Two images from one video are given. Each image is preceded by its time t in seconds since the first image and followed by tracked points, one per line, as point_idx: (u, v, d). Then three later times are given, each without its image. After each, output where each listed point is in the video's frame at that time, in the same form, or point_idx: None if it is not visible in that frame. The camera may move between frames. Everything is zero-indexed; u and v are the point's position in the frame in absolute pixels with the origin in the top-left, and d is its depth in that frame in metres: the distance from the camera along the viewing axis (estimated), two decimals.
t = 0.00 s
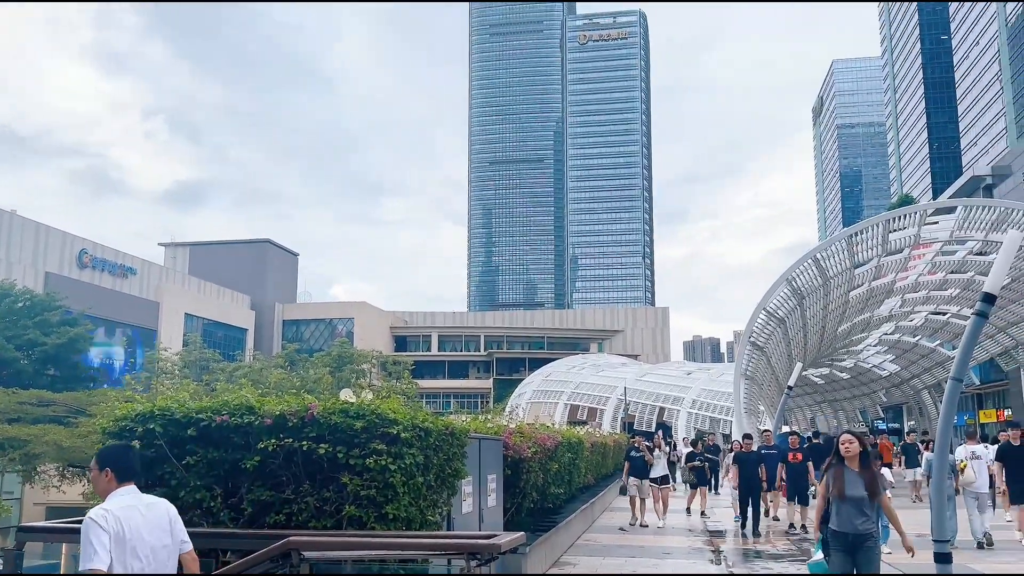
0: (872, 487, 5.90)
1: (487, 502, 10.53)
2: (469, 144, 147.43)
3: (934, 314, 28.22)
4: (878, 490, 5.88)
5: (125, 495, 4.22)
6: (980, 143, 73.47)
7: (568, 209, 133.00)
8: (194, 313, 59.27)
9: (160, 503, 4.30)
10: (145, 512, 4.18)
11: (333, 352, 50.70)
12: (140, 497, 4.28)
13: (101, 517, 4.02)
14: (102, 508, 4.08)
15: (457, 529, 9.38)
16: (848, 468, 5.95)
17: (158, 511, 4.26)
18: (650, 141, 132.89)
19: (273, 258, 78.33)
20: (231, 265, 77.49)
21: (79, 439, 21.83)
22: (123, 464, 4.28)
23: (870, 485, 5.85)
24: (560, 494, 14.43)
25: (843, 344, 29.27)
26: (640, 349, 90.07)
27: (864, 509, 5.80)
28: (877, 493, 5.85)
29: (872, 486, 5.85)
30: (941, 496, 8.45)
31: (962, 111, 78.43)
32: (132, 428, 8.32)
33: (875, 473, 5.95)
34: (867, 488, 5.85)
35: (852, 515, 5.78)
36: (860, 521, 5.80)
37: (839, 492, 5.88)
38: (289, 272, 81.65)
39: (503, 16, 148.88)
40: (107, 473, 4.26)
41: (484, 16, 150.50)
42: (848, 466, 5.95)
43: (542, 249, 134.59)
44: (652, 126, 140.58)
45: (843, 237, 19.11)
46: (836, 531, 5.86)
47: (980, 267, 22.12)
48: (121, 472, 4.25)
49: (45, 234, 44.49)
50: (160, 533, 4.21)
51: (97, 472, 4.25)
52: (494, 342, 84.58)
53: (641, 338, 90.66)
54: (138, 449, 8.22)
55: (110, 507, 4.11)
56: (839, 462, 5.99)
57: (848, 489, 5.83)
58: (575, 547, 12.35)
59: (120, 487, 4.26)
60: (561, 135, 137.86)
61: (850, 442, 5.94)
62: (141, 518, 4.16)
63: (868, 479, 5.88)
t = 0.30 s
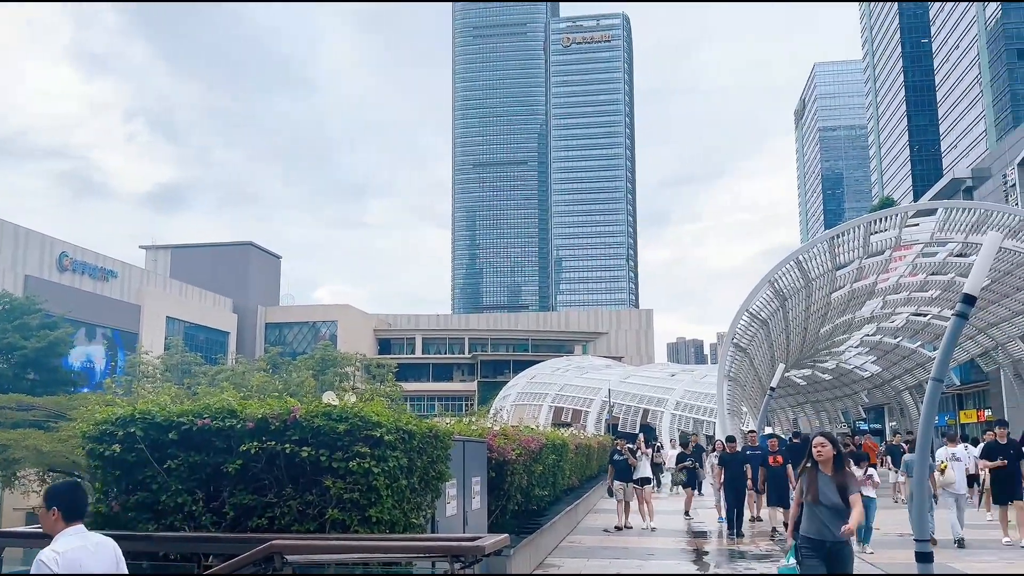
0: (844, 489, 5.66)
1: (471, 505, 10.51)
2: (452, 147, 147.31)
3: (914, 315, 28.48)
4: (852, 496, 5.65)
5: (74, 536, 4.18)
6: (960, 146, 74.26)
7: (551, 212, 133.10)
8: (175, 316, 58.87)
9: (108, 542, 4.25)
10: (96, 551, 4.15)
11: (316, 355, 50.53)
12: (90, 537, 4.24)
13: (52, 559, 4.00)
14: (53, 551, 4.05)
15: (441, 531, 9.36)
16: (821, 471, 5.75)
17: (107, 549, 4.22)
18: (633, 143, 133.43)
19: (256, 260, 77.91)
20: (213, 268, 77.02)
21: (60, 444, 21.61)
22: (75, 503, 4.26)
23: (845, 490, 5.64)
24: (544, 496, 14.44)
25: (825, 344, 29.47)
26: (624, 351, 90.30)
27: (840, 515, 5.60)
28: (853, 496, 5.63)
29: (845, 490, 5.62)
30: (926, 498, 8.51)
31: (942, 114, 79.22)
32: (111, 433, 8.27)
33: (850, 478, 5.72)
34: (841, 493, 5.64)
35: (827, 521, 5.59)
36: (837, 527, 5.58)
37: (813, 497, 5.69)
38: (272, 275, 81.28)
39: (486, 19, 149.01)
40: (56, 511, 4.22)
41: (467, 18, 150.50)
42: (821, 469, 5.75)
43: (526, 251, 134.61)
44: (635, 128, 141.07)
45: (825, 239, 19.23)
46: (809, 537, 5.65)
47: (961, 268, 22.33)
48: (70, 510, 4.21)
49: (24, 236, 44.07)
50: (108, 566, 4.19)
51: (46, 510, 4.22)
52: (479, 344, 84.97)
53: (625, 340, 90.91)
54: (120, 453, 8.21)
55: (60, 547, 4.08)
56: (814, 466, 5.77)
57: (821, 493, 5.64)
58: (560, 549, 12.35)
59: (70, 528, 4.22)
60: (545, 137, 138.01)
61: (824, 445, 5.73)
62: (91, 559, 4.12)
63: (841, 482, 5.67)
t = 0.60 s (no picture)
0: (819, 488, 5.61)
1: (460, 501, 10.52)
2: (439, 144, 146.98)
3: (900, 309, 28.66)
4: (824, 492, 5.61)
5: (15, 547, 4.21)
6: (945, 141, 74.83)
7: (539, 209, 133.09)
8: (161, 315, 58.49)
9: (52, 553, 4.24)
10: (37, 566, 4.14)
11: (303, 354, 50.36)
12: (30, 550, 4.24)
13: None
14: None
15: (430, 528, 9.37)
16: (795, 465, 5.66)
17: (50, 561, 4.20)
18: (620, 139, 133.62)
19: (242, 259, 77.53)
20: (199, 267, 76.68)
21: (46, 444, 21.39)
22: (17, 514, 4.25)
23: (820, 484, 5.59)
24: (532, 492, 14.46)
25: (811, 339, 29.61)
26: (611, 348, 90.45)
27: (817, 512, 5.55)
28: (826, 491, 5.59)
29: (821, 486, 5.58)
30: (911, 493, 8.51)
31: (927, 109, 79.78)
32: (97, 432, 8.22)
33: (824, 473, 5.65)
34: (816, 489, 5.58)
35: (800, 516, 5.53)
36: (810, 523, 5.53)
37: (785, 491, 5.62)
38: (258, 273, 80.98)
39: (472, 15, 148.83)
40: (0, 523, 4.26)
41: (453, 15, 150.26)
42: (795, 463, 5.66)
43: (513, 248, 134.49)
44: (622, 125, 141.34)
45: (811, 234, 19.30)
46: (780, 534, 5.59)
47: (946, 262, 22.50)
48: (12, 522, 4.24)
49: (8, 236, 43.69)
50: None
51: None
52: (467, 341, 84.74)
53: (613, 336, 91.06)
54: (105, 452, 8.15)
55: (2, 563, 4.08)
56: (786, 459, 5.70)
57: (793, 488, 5.57)
58: (548, 545, 12.39)
59: (12, 539, 4.26)
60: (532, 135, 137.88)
61: (798, 437, 5.64)
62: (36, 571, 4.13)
63: (817, 479, 5.61)
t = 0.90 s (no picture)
0: (788, 484, 5.57)
1: (442, 494, 10.53)
2: (423, 136, 146.42)
3: (879, 304, 28.93)
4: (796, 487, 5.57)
5: None
6: (925, 137, 75.52)
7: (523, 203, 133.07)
8: (141, 307, 58.01)
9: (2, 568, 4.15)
10: None
11: (285, 346, 50.17)
12: None
13: None
14: None
15: (412, 520, 9.38)
16: (763, 461, 5.65)
17: None
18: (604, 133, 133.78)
19: (223, 251, 77.16)
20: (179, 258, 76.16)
21: (24, 436, 21.18)
22: None
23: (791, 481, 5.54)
24: (514, 485, 14.51)
25: (792, 333, 29.83)
26: (594, 341, 90.69)
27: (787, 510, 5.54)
28: (796, 491, 5.55)
29: (788, 484, 5.55)
30: (888, 485, 8.60)
31: (908, 105, 80.40)
32: (75, 423, 8.14)
33: (794, 472, 5.61)
34: (782, 485, 5.56)
35: (765, 514, 5.51)
36: (780, 518, 5.52)
37: (752, 487, 5.59)
38: (239, 265, 80.50)
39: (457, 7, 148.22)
40: None
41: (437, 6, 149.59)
42: (763, 460, 5.65)
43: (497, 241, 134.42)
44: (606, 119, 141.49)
45: (793, 229, 19.44)
46: (748, 533, 5.57)
47: (925, 258, 22.74)
48: None
49: None
50: None
51: None
52: (450, 335, 84.64)
53: (596, 330, 91.31)
54: (82, 444, 8.07)
55: None
56: (754, 456, 5.68)
57: (760, 484, 5.55)
58: (530, 537, 12.44)
59: None
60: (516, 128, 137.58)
61: (766, 433, 5.62)
62: None
63: (785, 475, 5.58)
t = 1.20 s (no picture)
0: (749, 475, 5.35)
1: (424, 486, 10.54)
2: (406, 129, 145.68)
3: (859, 298, 29.17)
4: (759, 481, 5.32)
5: None
6: (905, 133, 76.06)
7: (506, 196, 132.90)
8: (120, 299, 57.48)
9: None
10: None
11: (266, 339, 49.93)
12: None
13: None
14: None
15: (393, 513, 9.35)
16: (725, 456, 5.44)
17: None
18: (588, 126, 133.85)
19: (204, 242, 76.55)
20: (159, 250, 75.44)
21: None
22: None
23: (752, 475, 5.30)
24: (495, 477, 14.51)
25: (773, 327, 30.00)
26: (577, 334, 90.85)
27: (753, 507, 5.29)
28: (759, 486, 5.29)
29: (750, 479, 5.31)
30: (867, 478, 8.68)
31: (889, 100, 80.86)
32: (52, 415, 8.07)
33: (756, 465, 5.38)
34: (744, 480, 5.34)
35: (728, 511, 5.28)
36: (745, 513, 5.28)
37: (714, 485, 5.38)
38: (220, 257, 79.86)
39: None
40: None
41: None
42: (725, 454, 5.44)
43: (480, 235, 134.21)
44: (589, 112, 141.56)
45: (774, 223, 19.54)
46: (712, 530, 5.32)
47: (904, 252, 22.96)
48: None
49: None
50: None
51: None
52: (433, 327, 84.51)
53: (579, 323, 91.45)
54: (59, 436, 8.00)
55: None
56: (714, 450, 5.47)
57: (722, 482, 5.34)
58: (512, 529, 12.47)
59: None
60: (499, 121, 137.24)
61: (724, 427, 5.42)
62: None
63: (745, 468, 5.35)
